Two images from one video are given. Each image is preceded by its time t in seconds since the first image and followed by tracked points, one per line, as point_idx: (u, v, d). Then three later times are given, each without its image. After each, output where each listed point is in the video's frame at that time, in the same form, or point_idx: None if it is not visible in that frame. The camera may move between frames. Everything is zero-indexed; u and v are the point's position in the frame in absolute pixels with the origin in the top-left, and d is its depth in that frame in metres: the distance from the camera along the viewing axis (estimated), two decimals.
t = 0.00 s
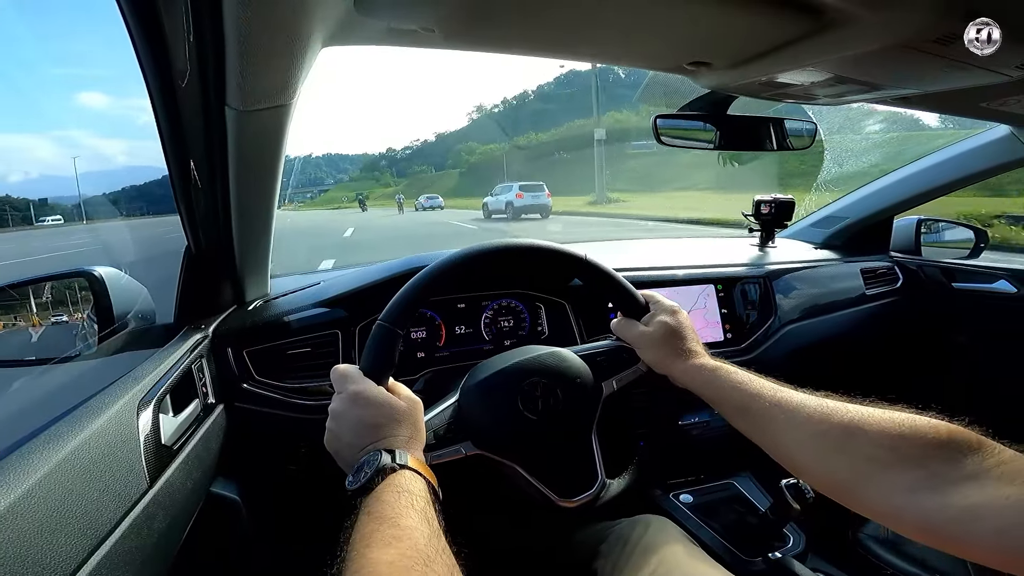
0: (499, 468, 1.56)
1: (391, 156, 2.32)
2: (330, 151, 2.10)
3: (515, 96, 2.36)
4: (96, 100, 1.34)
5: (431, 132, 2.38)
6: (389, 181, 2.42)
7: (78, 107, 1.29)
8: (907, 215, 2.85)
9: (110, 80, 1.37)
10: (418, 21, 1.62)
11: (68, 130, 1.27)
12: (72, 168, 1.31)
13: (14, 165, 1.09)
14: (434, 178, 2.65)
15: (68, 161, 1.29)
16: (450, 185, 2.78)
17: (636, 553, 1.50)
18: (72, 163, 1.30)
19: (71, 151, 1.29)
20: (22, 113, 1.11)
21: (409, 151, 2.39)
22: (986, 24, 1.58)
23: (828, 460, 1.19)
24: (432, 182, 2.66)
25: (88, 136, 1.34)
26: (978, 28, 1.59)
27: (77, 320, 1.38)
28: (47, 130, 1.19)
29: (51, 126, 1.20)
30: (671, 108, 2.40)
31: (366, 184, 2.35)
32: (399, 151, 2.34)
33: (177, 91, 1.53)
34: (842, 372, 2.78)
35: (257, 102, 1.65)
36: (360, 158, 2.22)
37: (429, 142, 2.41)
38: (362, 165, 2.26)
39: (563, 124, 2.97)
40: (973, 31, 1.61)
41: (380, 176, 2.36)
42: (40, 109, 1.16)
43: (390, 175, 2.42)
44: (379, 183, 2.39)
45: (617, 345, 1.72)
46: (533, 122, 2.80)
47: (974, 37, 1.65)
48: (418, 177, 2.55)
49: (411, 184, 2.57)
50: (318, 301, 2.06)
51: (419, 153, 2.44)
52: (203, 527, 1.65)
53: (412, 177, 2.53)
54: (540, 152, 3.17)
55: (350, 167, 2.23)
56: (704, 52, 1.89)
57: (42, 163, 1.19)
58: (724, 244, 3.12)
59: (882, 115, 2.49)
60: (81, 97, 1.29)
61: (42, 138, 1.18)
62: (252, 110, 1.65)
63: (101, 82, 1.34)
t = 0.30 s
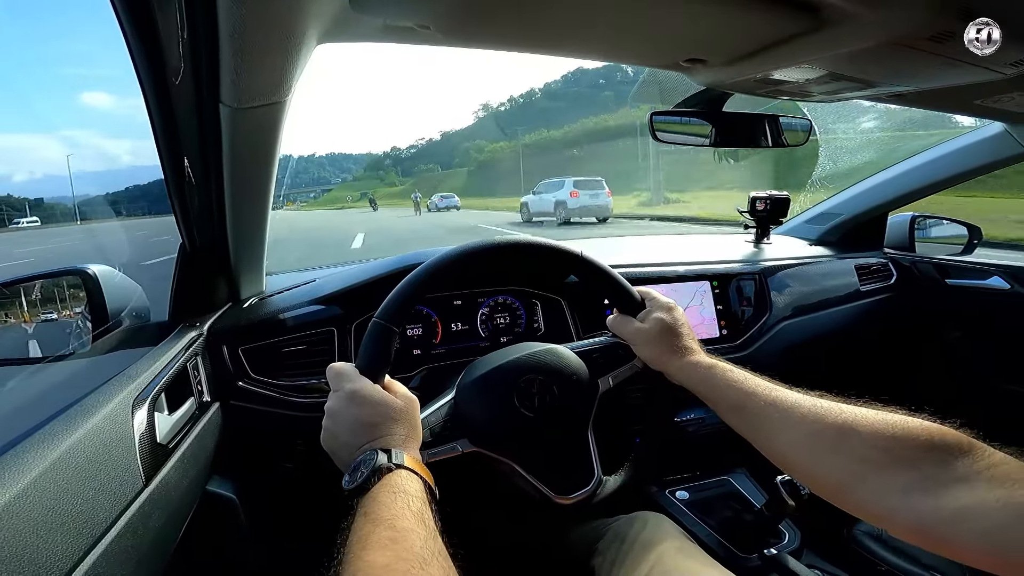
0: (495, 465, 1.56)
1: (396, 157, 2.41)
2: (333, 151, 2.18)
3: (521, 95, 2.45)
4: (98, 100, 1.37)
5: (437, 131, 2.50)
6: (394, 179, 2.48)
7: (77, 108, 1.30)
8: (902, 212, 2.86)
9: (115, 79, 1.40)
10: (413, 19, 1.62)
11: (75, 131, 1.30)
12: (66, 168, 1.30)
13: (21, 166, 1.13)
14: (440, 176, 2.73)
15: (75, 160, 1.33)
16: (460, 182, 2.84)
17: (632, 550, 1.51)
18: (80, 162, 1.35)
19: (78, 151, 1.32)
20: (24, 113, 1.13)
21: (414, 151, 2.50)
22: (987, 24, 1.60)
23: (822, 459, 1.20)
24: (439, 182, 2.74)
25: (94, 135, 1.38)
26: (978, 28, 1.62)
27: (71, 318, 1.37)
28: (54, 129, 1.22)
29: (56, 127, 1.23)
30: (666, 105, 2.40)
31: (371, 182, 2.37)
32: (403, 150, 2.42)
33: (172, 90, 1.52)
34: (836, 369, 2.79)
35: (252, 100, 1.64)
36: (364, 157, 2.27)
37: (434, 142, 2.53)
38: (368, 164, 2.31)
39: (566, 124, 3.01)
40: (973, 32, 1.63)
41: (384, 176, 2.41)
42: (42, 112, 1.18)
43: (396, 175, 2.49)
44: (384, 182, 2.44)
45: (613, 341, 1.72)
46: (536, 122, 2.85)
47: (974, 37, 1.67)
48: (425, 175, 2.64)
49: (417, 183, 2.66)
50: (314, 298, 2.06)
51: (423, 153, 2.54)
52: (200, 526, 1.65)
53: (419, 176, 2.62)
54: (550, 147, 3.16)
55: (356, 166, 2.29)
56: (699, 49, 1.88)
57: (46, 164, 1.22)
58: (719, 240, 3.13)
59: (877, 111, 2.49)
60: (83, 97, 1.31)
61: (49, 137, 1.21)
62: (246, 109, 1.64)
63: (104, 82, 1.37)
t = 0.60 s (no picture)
0: (492, 464, 1.57)
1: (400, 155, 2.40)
2: (336, 150, 2.18)
3: (529, 92, 2.38)
4: (106, 99, 1.41)
5: (442, 128, 2.44)
6: (400, 179, 2.44)
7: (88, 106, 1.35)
8: (896, 211, 2.87)
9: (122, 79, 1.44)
10: (409, 17, 1.61)
11: (79, 130, 1.33)
12: (61, 170, 1.28)
13: (23, 166, 1.14)
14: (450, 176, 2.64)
15: (83, 160, 1.37)
16: (470, 181, 2.77)
17: (630, 549, 1.51)
18: (88, 162, 1.39)
19: (85, 151, 1.37)
20: (22, 114, 1.13)
21: (418, 149, 2.44)
22: (987, 24, 1.61)
23: (817, 456, 1.21)
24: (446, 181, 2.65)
25: (102, 136, 1.43)
26: (978, 28, 1.62)
27: (64, 318, 1.36)
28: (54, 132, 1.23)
29: (60, 128, 1.26)
30: (663, 105, 2.41)
31: (376, 181, 2.37)
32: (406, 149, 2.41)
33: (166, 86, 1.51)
34: (832, 367, 2.81)
35: (247, 99, 1.64)
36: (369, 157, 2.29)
37: (438, 139, 2.47)
38: (372, 162, 2.30)
39: (580, 124, 2.79)
40: (973, 31, 1.64)
41: (390, 174, 2.39)
42: (48, 114, 1.21)
43: (401, 174, 2.44)
44: (389, 181, 2.40)
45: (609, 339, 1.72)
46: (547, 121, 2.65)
47: (974, 37, 1.68)
48: (429, 175, 2.56)
49: (420, 183, 2.55)
50: (310, 297, 2.06)
51: (427, 152, 2.48)
52: (196, 527, 1.64)
53: (423, 176, 2.54)
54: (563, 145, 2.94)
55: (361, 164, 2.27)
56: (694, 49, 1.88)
57: (54, 163, 1.26)
58: (715, 239, 3.15)
59: (872, 111, 2.50)
60: (92, 96, 1.36)
61: (53, 137, 1.23)
62: (241, 106, 1.63)
63: (109, 82, 1.40)
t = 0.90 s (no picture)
0: (491, 464, 1.57)
1: (407, 154, 2.37)
2: (340, 149, 2.21)
3: (536, 91, 2.41)
4: (112, 99, 1.46)
5: (449, 127, 2.43)
6: (406, 178, 2.42)
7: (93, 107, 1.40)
8: (891, 208, 2.89)
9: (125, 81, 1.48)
10: (405, 17, 1.61)
11: (88, 130, 1.40)
12: (55, 169, 1.29)
13: (30, 165, 1.21)
14: (465, 174, 2.61)
15: (91, 159, 1.43)
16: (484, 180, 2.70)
17: (629, 547, 1.52)
18: (95, 160, 1.45)
19: (91, 152, 1.42)
20: (14, 115, 1.14)
21: (424, 148, 2.41)
22: (988, 24, 1.63)
23: (816, 453, 1.21)
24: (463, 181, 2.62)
25: (110, 136, 1.49)
26: (979, 28, 1.65)
27: (59, 321, 1.36)
28: (67, 129, 1.31)
29: (71, 128, 1.33)
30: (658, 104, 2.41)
31: (380, 181, 2.36)
32: (412, 146, 2.37)
33: (160, 87, 1.51)
34: (828, 364, 2.82)
35: (241, 100, 1.62)
36: (374, 156, 2.29)
37: (446, 138, 2.45)
38: (377, 161, 2.31)
39: (595, 120, 2.74)
40: (974, 31, 1.67)
41: (396, 173, 2.38)
42: (62, 111, 1.28)
43: (408, 173, 2.42)
44: (395, 181, 2.40)
45: (606, 337, 1.73)
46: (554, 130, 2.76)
47: (975, 37, 1.70)
48: (439, 173, 2.51)
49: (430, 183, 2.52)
50: (307, 298, 2.05)
51: (434, 151, 2.45)
52: (195, 529, 1.64)
53: (432, 175, 2.50)
54: (581, 141, 2.89)
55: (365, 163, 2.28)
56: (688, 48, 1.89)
57: (66, 163, 1.33)
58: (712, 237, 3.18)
59: (867, 108, 2.51)
60: (97, 97, 1.41)
61: (62, 138, 1.30)
62: (236, 107, 1.62)
63: (115, 83, 1.45)
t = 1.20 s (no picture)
0: (491, 467, 1.57)
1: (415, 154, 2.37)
2: (345, 149, 2.21)
3: (545, 87, 2.35)
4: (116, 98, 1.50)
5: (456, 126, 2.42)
6: (413, 177, 2.41)
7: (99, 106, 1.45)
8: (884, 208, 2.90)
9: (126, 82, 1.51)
10: (399, 20, 1.61)
11: (96, 130, 1.46)
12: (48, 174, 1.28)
13: (34, 163, 1.23)
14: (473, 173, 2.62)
15: (98, 159, 1.47)
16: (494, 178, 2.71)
17: (628, 549, 1.52)
18: (101, 161, 1.49)
19: (99, 152, 1.47)
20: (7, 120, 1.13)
21: (431, 146, 2.40)
22: (987, 24, 1.64)
23: (811, 449, 1.21)
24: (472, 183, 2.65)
25: (113, 134, 1.53)
26: (978, 28, 1.65)
27: (53, 327, 1.35)
28: (75, 130, 1.36)
29: (76, 127, 1.37)
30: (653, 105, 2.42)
31: (387, 180, 2.34)
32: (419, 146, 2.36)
33: (153, 91, 1.52)
34: (825, 364, 2.83)
35: (237, 103, 1.62)
36: (377, 156, 2.26)
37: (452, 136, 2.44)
38: (382, 160, 2.29)
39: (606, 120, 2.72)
40: (974, 31, 1.67)
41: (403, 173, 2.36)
42: (72, 113, 1.35)
43: (416, 171, 2.41)
44: (404, 181, 2.39)
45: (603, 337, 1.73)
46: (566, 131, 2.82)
47: (974, 37, 1.71)
48: (448, 171, 2.50)
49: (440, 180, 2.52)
50: (303, 302, 2.05)
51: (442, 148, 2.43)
52: (191, 534, 1.63)
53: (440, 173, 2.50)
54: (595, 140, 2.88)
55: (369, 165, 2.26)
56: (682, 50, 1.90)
57: (71, 162, 1.36)
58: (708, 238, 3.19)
59: (859, 109, 2.53)
60: (103, 96, 1.45)
61: (69, 137, 1.34)
62: (231, 110, 1.62)
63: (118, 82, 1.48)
